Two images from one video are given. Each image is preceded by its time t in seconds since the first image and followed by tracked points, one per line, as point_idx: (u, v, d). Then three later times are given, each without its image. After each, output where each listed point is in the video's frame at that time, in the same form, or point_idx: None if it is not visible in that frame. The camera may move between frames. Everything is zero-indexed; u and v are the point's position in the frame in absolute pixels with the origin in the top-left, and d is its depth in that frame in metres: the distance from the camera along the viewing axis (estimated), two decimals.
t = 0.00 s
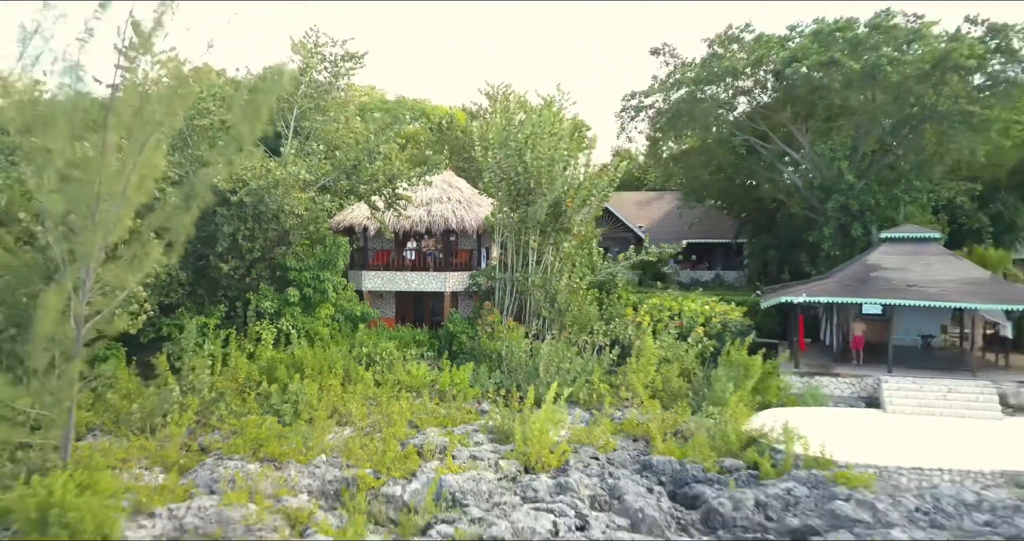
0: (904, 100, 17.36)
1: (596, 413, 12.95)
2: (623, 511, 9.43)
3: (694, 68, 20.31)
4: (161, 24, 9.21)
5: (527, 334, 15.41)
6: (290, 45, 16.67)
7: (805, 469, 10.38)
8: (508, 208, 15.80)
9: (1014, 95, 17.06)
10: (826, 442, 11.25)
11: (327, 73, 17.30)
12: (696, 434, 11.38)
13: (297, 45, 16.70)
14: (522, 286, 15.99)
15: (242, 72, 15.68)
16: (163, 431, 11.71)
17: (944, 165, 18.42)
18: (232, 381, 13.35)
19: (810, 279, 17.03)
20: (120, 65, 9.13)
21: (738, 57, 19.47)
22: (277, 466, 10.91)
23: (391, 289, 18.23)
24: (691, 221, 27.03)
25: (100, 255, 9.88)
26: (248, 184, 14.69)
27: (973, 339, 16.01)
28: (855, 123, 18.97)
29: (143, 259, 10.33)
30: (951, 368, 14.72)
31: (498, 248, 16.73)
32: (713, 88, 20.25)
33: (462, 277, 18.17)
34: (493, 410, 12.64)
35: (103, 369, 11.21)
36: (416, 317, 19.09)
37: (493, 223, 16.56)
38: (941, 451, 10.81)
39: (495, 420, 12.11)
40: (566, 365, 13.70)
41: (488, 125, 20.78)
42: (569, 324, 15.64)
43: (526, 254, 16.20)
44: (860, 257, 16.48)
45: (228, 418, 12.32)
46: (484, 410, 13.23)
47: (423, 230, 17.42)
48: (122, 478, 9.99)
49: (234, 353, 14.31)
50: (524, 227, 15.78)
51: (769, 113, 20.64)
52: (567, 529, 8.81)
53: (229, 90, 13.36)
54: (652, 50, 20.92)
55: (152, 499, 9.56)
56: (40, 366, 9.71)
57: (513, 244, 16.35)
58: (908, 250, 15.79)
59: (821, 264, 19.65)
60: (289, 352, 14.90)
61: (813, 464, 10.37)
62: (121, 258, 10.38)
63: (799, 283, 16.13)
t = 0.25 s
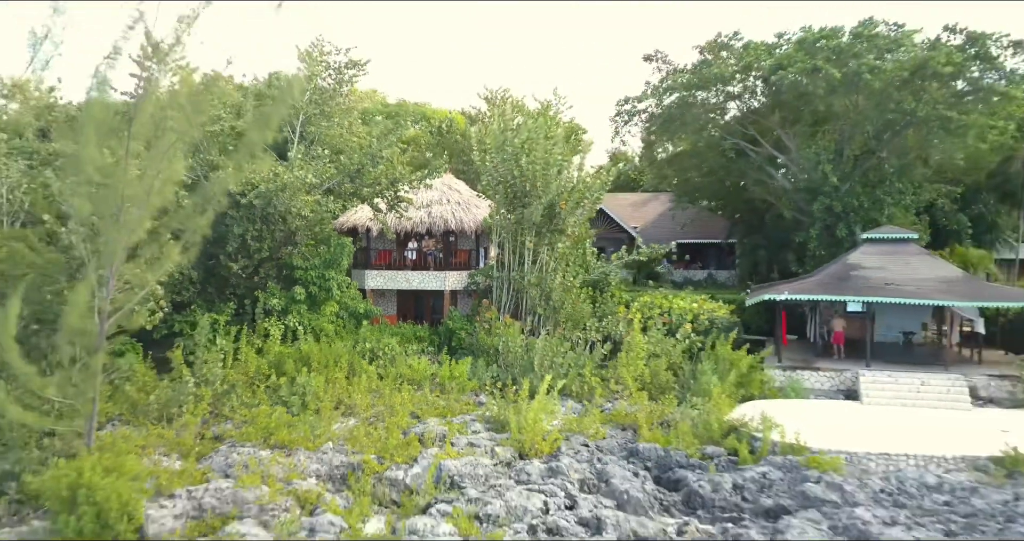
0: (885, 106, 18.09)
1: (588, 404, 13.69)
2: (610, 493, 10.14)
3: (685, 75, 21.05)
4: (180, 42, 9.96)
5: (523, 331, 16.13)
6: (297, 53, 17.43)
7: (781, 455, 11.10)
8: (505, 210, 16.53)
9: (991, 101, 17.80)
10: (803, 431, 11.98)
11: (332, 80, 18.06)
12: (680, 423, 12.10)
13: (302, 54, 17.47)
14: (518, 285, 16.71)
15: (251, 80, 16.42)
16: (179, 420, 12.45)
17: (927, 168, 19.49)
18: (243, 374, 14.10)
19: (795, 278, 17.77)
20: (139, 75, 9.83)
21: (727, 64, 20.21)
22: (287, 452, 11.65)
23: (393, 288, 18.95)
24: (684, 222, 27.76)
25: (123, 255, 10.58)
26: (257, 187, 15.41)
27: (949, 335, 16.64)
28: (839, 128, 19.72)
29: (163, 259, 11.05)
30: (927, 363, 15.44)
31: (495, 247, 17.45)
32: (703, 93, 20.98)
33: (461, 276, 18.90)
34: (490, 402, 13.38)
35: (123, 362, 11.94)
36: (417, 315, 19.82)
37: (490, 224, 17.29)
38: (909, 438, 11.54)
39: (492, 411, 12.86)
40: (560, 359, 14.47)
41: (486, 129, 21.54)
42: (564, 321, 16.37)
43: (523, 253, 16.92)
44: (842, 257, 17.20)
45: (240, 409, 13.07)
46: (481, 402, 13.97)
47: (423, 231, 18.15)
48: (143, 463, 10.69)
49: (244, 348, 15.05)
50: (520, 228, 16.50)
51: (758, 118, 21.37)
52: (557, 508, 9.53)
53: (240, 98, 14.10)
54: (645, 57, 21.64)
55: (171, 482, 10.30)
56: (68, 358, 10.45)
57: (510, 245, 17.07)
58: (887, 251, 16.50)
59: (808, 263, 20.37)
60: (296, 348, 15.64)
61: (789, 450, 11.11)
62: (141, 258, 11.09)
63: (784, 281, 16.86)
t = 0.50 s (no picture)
0: (868, 112, 18.81)
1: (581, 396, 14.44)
2: (598, 476, 10.89)
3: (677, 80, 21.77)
4: (199, 56, 10.71)
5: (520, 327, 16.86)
6: (303, 61, 18.17)
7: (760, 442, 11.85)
8: (502, 211, 17.26)
9: (969, 107, 18.52)
10: (782, 421, 12.73)
11: (337, 87, 18.80)
12: (667, 413, 12.85)
13: (309, 62, 18.22)
14: (515, 283, 17.45)
15: (260, 87, 17.16)
16: (195, 410, 13.24)
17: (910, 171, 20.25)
18: (254, 368, 14.87)
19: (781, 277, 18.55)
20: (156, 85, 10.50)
21: (717, 70, 20.94)
22: (297, 440, 12.42)
23: (396, 287, 19.65)
24: (679, 222, 28.51)
25: (144, 255, 11.30)
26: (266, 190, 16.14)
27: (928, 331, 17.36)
28: (825, 132, 20.45)
29: (181, 258, 11.78)
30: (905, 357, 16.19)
31: (493, 247, 18.17)
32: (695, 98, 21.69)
33: (461, 275, 19.64)
34: (488, 394, 14.13)
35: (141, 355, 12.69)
36: (418, 312, 20.55)
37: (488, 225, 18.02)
38: (881, 427, 12.28)
39: (490, 402, 13.63)
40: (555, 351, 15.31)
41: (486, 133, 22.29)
42: (559, 318, 17.12)
43: (520, 253, 17.65)
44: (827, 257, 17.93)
45: (251, 400, 13.84)
46: (480, 394, 14.74)
47: (425, 232, 18.88)
48: (163, 448, 11.44)
49: (254, 343, 15.81)
50: (517, 229, 17.23)
51: (748, 122, 22.11)
52: (548, 489, 10.28)
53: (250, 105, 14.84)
54: (639, 63, 22.36)
55: (190, 466, 11.07)
56: (94, 351, 11.23)
57: (507, 245, 17.80)
58: (869, 250, 17.23)
59: (795, 263, 21.10)
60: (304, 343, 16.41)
61: (767, 438, 11.86)
62: (161, 258, 11.82)
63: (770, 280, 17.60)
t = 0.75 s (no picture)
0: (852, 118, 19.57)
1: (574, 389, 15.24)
2: (589, 461, 11.66)
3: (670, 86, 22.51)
4: (216, 70, 11.47)
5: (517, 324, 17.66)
6: (310, 69, 18.94)
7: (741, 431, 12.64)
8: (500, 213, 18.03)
9: (949, 114, 19.30)
10: (763, 411, 13.52)
11: (341, 94, 19.57)
12: (654, 405, 13.65)
13: (315, 70, 18.99)
14: (513, 282, 18.23)
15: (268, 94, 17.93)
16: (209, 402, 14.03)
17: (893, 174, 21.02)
18: (263, 363, 15.67)
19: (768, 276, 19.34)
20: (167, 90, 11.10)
21: (708, 76, 21.68)
22: (306, 429, 13.22)
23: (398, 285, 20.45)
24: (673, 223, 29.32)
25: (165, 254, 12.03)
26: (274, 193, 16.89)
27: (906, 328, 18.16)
28: (812, 137, 21.20)
29: (197, 258, 12.54)
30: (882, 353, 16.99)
31: (491, 248, 18.93)
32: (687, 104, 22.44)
33: (460, 274, 20.44)
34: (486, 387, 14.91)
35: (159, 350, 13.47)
36: (419, 310, 21.35)
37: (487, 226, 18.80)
38: (855, 417, 13.07)
39: (487, 394, 14.43)
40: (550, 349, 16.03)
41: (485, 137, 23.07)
42: (554, 315, 17.93)
43: (517, 253, 18.43)
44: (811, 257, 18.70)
45: (262, 392, 14.64)
46: (478, 387, 15.52)
47: (426, 233, 19.68)
48: (182, 436, 12.23)
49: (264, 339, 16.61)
50: (514, 230, 18.01)
51: (738, 127, 22.86)
52: (542, 473, 11.07)
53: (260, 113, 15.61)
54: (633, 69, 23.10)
55: (207, 452, 11.87)
56: (118, 346, 12.00)
57: (505, 245, 18.58)
58: (851, 251, 18.01)
59: (783, 263, 21.89)
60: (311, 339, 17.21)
61: (747, 427, 12.65)
62: (179, 258, 12.59)
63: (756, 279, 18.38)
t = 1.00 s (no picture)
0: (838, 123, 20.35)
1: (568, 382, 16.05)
2: (581, 449, 12.44)
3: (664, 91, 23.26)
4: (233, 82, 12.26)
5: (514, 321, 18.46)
6: (316, 77, 19.72)
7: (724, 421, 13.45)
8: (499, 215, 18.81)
9: (930, 119, 20.09)
10: (746, 402, 14.33)
11: (346, 100, 20.34)
12: (644, 397, 14.45)
13: (321, 78, 19.77)
14: (511, 281, 19.03)
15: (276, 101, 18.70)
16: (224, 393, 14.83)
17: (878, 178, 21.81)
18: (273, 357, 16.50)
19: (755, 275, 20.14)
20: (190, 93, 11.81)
21: (701, 82, 22.42)
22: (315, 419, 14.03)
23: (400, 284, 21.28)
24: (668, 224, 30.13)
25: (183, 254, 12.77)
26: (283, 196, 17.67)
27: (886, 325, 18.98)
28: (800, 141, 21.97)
29: (214, 258, 13.33)
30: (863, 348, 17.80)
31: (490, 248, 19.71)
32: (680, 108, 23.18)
33: (460, 273, 21.24)
34: (485, 380, 15.71)
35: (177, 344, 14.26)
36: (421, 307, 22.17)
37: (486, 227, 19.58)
38: (832, 408, 13.88)
39: (486, 387, 15.23)
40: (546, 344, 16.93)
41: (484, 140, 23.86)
42: (550, 313, 18.75)
43: (515, 254, 19.21)
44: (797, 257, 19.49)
45: (273, 385, 15.46)
46: (477, 381, 16.32)
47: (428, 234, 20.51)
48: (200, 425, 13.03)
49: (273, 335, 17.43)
50: (513, 232, 18.79)
51: (730, 131, 23.62)
52: (536, 458, 11.88)
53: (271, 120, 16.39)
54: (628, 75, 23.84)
55: (223, 439, 12.69)
56: (140, 340, 12.74)
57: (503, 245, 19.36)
58: (835, 251, 18.81)
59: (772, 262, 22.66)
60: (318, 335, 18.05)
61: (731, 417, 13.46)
62: (197, 258, 13.37)
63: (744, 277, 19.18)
